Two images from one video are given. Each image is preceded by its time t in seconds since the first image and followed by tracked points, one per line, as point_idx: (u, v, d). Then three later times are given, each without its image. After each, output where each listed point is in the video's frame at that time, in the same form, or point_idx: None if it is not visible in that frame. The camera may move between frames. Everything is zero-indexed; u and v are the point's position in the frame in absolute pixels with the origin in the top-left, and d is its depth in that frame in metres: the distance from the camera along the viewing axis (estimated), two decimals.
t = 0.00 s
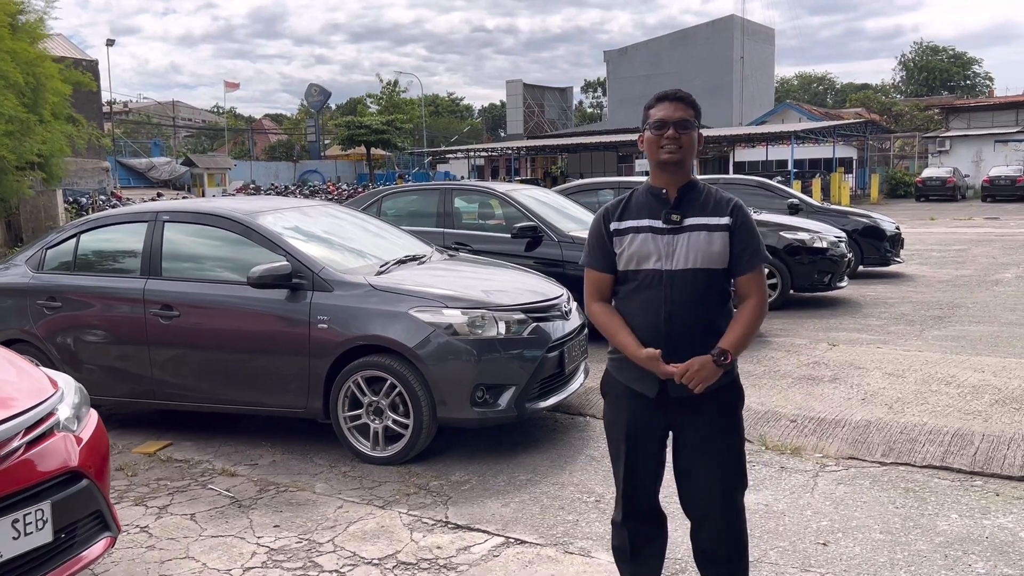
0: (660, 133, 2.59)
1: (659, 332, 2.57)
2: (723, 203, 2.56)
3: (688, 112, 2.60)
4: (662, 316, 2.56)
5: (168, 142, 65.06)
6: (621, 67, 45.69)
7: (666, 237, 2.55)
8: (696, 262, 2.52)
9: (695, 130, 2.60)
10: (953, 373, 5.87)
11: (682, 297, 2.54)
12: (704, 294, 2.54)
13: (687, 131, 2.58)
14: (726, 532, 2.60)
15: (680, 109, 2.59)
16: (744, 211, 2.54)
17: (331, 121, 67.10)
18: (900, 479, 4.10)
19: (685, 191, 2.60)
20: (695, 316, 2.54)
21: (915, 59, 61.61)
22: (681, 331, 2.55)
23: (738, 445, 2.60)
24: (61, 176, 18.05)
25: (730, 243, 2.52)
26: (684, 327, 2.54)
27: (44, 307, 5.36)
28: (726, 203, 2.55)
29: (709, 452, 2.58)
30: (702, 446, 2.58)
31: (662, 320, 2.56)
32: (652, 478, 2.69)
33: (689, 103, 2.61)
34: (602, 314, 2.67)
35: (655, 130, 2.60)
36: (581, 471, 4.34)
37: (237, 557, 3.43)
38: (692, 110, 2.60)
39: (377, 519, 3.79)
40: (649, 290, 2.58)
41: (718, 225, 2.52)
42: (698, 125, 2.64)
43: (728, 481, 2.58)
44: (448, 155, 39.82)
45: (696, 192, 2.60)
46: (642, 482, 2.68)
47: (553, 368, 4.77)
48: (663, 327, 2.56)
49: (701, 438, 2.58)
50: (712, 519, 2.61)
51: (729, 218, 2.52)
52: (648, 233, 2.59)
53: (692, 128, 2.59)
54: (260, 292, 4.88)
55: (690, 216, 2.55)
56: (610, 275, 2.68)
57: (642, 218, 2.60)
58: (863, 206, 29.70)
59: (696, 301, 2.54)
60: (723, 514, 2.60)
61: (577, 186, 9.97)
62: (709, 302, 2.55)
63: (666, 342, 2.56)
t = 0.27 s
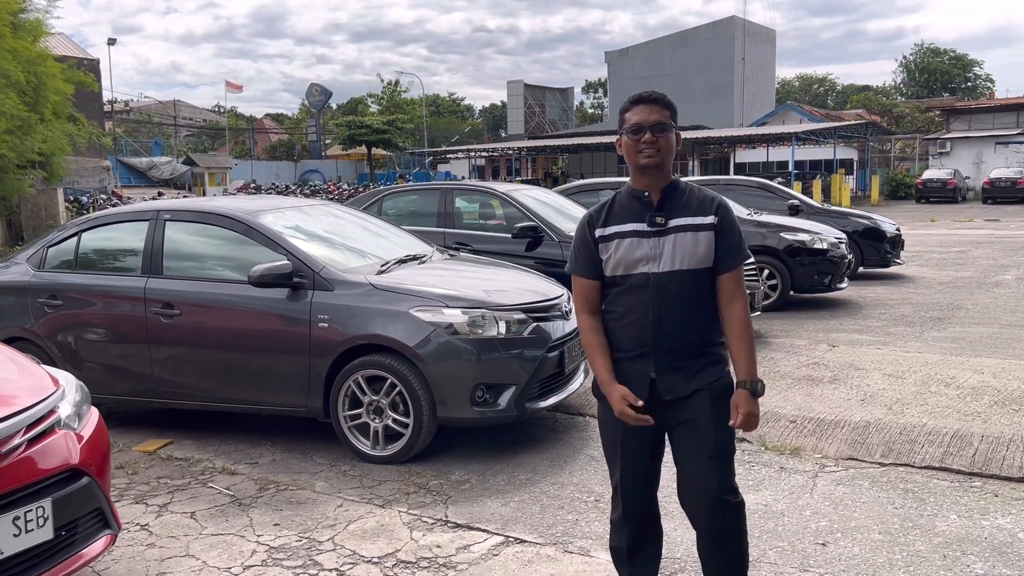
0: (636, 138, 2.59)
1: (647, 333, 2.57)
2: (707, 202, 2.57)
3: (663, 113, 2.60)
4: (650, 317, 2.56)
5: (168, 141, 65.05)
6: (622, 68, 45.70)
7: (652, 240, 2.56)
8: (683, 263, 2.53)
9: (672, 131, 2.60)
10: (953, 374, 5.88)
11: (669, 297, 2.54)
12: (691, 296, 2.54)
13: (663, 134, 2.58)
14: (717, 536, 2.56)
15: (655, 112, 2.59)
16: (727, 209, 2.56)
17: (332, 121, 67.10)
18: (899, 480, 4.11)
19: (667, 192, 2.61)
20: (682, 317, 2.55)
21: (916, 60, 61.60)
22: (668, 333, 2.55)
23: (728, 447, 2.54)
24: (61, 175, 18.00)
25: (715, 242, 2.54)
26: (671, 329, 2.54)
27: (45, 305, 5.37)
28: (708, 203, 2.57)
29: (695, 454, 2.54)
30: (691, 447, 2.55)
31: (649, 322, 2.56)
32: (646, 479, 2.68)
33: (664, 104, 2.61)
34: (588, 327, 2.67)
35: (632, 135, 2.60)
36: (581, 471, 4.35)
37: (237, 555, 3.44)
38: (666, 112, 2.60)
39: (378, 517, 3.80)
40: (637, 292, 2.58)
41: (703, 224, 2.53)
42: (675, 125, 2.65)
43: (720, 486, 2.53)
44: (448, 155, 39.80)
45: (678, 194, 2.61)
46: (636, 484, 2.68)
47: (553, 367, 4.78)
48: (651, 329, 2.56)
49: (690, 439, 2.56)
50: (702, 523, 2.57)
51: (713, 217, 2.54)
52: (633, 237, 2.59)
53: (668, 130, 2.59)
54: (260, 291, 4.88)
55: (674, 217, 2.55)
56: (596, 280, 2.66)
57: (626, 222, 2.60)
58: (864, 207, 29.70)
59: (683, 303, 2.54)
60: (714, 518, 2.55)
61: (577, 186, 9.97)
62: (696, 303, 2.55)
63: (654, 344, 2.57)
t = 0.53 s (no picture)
0: (638, 137, 2.59)
1: (642, 336, 2.56)
2: (710, 202, 2.54)
3: (665, 113, 2.60)
4: (647, 320, 2.55)
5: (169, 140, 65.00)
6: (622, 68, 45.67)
7: (651, 240, 2.54)
8: (682, 263, 2.51)
9: (674, 131, 2.60)
10: (951, 376, 5.87)
11: (666, 300, 2.52)
12: (690, 299, 2.52)
13: (664, 133, 2.58)
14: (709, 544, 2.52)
15: (657, 111, 2.60)
16: (731, 210, 2.52)
17: (333, 121, 67.10)
18: (896, 481, 4.10)
19: (670, 191, 2.59)
20: (679, 320, 2.52)
21: (917, 62, 61.58)
22: (666, 337, 2.53)
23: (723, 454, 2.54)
24: (62, 174, 17.94)
25: (717, 242, 2.51)
26: (669, 333, 2.53)
27: (42, 304, 5.36)
28: (712, 203, 2.54)
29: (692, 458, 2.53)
30: (687, 453, 2.54)
31: (645, 324, 2.55)
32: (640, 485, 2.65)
33: (666, 103, 2.61)
34: (569, 321, 2.77)
35: (634, 135, 2.61)
36: (578, 471, 4.35)
37: (232, 555, 3.43)
38: (669, 111, 2.60)
39: (374, 517, 3.79)
40: (635, 293, 2.57)
41: (705, 225, 2.50)
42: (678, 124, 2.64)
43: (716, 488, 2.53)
44: (449, 155, 39.78)
45: (681, 193, 2.58)
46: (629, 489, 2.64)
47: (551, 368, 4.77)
48: (648, 331, 2.55)
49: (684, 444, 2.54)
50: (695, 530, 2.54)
51: (715, 218, 2.50)
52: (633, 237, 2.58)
53: (670, 129, 2.59)
54: (256, 290, 4.88)
55: (674, 217, 2.53)
56: (592, 280, 2.71)
57: (627, 222, 2.59)
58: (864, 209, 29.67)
59: (682, 306, 2.52)
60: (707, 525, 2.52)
61: (577, 187, 9.96)
62: (695, 306, 2.53)
63: (650, 347, 2.55)
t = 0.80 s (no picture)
0: (650, 136, 2.49)
1: (649, 338, 2.45)
2: (728, 204, 2.40)
3: (680, 112, 2.46)
4: (652, 322, 2.44)
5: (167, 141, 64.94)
6: (621, 70, 45.69)
7: (662, 239, 2.43)
8: (691, 265, 2.38)
9: (688, 132, 2.46)
10: (947, 378, 5.85)
11: (674, 302, 2.40)
12: (697, 302, 2.39)
13: (673, 135, 2.45)
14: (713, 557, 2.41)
15: (671, 111, 2.46)
16: (750, 213, 2.37)
17: (331, 121, 67.06)
18: (890, 483, 4.08)
19: (684, 191, 2.46)
20: (687, 324, 2.40)
21: (915, 64, 61.64)
22: (672, 340, 2.41)
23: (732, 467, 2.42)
24: (60, 174, 17.90)
25: (730, 246, 2.36)
26: (674, 336, 2.41)
27: (33, 304, 5.34)
28: (730, 205, 2.39)
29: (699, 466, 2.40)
30: (694, 463, 2.41)
31: (651, 327, 2.44)
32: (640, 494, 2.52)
33: (685, 102, 2.47)
34: (576, 317, 2.68)
35: (647, 134, 2.51)
36: (570, 473, 4.32)
37: (220, 557, 3.41)
38: (685, 112, 2.46)
39: (363, 519, 3.76)
40: (642, 293, 2.46)
41: (718, 228, 2.37)
42: (698, 125, 2.49)
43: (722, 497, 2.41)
44: (447, 156, 39.78)
45: (698, 193, 2.45)
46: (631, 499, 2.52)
47: (543, 369, 4.75)
48: (652, 334, 2.44)
49: (691, 454, 2.42)
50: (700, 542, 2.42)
51: (730, 220, 2.36)
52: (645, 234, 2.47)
53: (682, 130, 2.45)
54: (247, 291, 4.85)
55: (689, 217, 2.41)
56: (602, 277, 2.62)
57: (640, 217, 2.49)
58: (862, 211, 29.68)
59: (689, 309, 2.39)
60: (712, 538, 2.41)
61: (574, 188, 9.94)
62: (703, 309, 2.39)
63: (657, 350, 2.44)
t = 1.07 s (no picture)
0: (664, 137, 2.38)
1: (651, 341, 2.32)
2: (739, 207, 2.26)
3: (696, 114, 2.33)
4: (654, 324, 2.31)
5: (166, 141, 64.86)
6: (619, 70, 45.69)
7: (670, 241, 2.31)
8: (696, 270, 2.25)
9: (703, 135, 2.32)
10: (943, 378, 5.84)
11: (678, 305, 2.27)
12: (703, 304, 2.25)
13: (688, 137, 2.32)
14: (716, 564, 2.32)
15: (686, 112, 2.34)
16: (761, 217, 2.22)
17: (330, 121, 67.03)
18: (885, 484, 4.06)
19: (698, 194, 2.33)
20: (690, 326, 2.26)
21: (914, 64, 61.67)
22: (677, 343, 2.28)
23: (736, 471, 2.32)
24: (58, 174, 17.84)
25: (737, 251, 2.22)
26: (679, 339, 2.27)
27: (25, 304, 5.31)
28: (741, 208, 2.25)
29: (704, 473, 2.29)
30: (697, 471, 2.29)
31: (654, 329, 2.31)
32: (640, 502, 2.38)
33: (702, 103, 2.33)
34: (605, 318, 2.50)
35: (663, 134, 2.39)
36: (564, 474, 4.29)
37: (210, 559, 3.39)
38: (701, 113, 2.32)
39: (355, 521, 3.74)
40: (646, 295, 2.34)
41: (726, 231, 2.23)
42: (717, 127, 2.34)
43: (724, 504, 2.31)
44: (446, 156, 39.76)
45: (712, 195, 2.32)
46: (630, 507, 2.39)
47: (537, 369, 4.73)
48: (655, 337, 2.31)
49: (694, 460, 2.29)
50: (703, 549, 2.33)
51: (739, 224, 2.22)
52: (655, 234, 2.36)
53: (698, 132, 2.32)
54: (239, 291, 4.83)
55: (699, 219, 2.28)
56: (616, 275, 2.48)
57: (651, 217, 2.38)
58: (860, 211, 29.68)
59: (695, 312, 2.26)
60: (714, 545, 2.32)
61: (571, 187, 9.92)
62: (710, 311, 2.26)
63: (659, 354, 2.30)
